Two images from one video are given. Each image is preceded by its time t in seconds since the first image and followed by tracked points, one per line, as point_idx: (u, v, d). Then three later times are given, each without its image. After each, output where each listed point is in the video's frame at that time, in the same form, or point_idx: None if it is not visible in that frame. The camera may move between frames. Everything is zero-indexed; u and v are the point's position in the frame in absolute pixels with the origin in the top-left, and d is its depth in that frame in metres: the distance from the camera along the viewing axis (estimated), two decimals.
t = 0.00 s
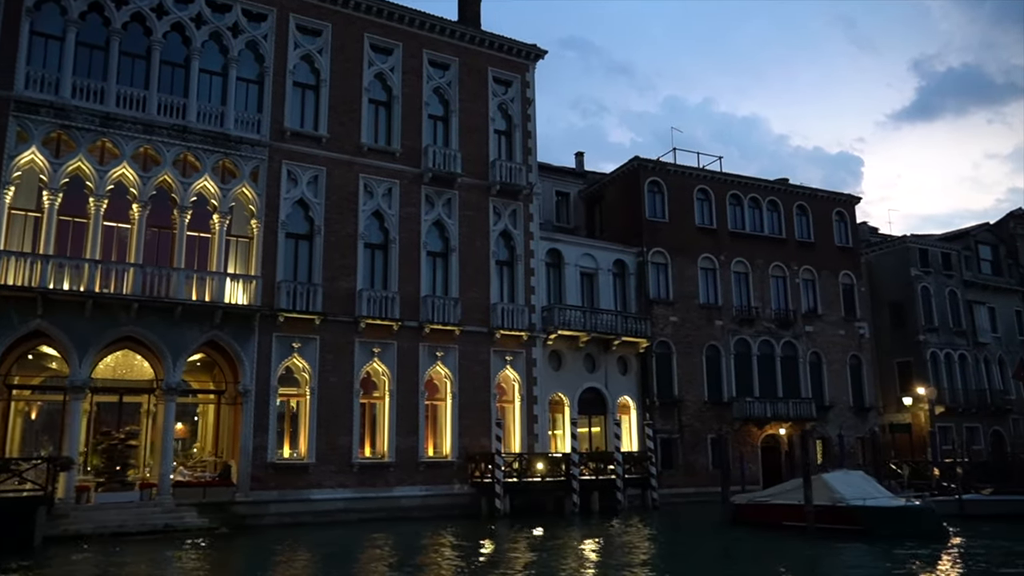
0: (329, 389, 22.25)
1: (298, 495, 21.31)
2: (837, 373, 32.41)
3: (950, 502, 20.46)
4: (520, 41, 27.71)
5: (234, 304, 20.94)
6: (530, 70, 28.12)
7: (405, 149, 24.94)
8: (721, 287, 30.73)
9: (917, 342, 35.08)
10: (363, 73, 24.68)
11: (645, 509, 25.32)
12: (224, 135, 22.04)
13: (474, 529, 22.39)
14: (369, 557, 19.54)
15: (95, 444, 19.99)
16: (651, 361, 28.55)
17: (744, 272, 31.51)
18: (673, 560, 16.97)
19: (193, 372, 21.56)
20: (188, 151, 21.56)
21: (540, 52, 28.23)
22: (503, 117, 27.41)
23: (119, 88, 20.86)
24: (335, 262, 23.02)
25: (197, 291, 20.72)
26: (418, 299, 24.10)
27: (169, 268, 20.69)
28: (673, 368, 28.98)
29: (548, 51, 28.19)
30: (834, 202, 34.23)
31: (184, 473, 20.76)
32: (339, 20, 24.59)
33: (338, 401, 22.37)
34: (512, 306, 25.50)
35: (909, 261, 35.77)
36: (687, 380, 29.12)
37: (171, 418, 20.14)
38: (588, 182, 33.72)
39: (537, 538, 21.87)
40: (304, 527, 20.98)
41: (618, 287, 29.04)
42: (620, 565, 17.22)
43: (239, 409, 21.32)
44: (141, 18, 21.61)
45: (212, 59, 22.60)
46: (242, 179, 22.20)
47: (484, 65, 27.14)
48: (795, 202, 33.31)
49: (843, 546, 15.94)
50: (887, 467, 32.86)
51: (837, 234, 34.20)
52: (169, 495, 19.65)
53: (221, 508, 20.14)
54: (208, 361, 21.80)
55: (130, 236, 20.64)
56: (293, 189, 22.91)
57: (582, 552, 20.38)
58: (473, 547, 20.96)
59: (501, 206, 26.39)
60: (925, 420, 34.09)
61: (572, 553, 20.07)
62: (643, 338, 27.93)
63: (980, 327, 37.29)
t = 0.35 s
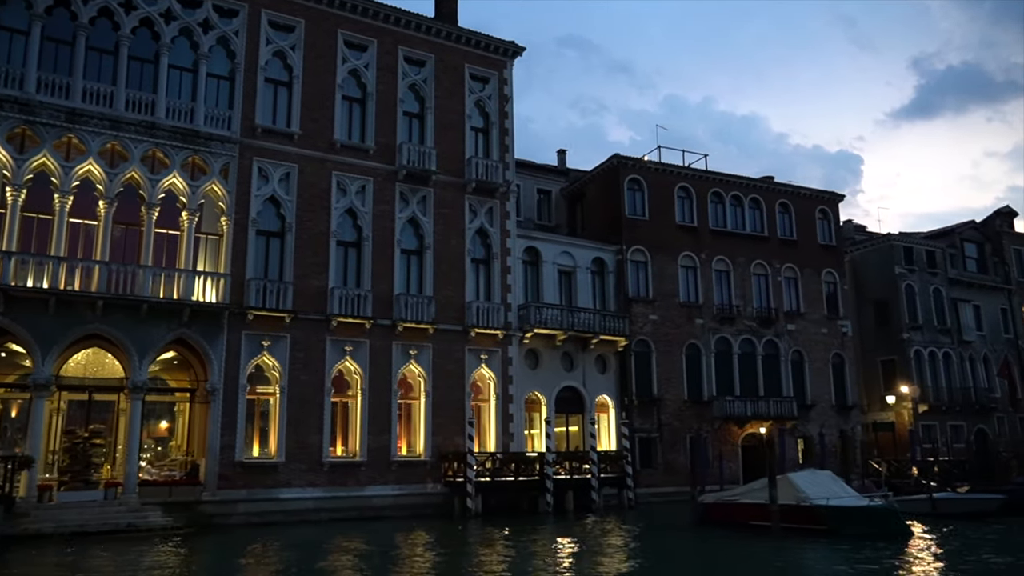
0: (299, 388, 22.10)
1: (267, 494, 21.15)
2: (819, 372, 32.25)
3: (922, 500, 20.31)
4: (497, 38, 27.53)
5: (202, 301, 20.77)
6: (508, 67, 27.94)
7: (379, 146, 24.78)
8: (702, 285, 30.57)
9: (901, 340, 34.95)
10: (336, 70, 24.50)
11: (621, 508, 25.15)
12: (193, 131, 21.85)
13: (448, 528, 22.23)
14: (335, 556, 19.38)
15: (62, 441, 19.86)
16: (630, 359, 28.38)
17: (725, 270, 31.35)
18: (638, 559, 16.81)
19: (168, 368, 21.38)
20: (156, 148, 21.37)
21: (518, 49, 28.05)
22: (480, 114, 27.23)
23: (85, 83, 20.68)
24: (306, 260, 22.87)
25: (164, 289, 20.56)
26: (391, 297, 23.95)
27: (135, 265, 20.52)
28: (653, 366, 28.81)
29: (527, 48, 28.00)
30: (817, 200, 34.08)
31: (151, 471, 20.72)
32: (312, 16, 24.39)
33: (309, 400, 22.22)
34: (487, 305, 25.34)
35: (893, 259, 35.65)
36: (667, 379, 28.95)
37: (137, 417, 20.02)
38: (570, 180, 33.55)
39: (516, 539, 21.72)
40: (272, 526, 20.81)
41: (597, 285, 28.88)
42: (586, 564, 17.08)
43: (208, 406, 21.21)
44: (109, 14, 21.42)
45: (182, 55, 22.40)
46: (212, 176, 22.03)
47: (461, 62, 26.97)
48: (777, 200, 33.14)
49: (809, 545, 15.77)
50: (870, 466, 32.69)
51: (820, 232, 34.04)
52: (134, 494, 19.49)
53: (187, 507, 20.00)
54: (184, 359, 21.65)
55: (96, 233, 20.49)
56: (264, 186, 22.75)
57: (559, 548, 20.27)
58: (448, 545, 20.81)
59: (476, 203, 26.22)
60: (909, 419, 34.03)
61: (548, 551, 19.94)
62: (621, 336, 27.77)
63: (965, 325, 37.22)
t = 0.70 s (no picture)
0: (271, 392, 21.96)
1: (237, 499, 21.00)
2: (805, 376, 32.02)
3: (896, 506, 20.09)
4: (477, 40, 27.42)
5: (171, 304, 20.63)
6: (488, 69, 27.83)
7: (355, 149, 24.65)
8: (685, 288, 30.39)
9: (888, 344, 34.74)
10: (312, 72, 24.38)
11: (599, 513, 24.95)
12: (165, 133, 21.73)
13: (422, 532, 22.09)
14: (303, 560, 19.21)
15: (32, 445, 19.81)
16: (612, 363, 28.18)
17: (708, 273, 31.18)
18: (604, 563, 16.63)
19: (149, 371, 21.25)
20: (127, 150, 21.23)
21: (498, 52, 27.93)
22: (459, 117, 27.10)
23: (55, 85, 20.58)
24: (280, 263, 22.74)
25: (133, 292, 20.41)
26: (367, 301, 23.81)
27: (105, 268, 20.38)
28: (634, 370, 28.62)
29: (507, 50, 27.87)
30: (803, 202, 33.91)
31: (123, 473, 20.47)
32: (288, 19, 24.28)
33: (281, 404, 22.08)
34: (464, 308, 25.19)
35: (880, 262, 35.49)
36: (649, 383, 28.75)
37: (106, 422, 19.84)
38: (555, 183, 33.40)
39: (489, 544, 21.56)
40: (242, 531, 20.64)
41: (578, 289, 28.71)
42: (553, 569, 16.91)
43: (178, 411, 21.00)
44: (80, 15, 21.33)
45: (155, 57, 22.27)
46: (184, 178, 21.89)
47: (439, 64, 26.85)
48: (762, 203, 32.97)
49: (776, 552, 15.57)
50: (856, 471, 32.43)
51: (805, 235, 33.85)
52: (100, 498, 19.37)
53: (155, 511, 19.85)
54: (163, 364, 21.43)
55: (65, 235, 20.37)
56: (238, 189, 22.62)
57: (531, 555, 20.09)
58: (421, 551, 20.65)
59: (455, 206, 26.08)
60: (896, 422, 33.88)
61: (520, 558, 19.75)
62: (601, 340, 27.61)
63: (953, 329, 37.02)
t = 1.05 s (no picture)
0: (246, 400, 21.86)
1: (210, 508, 20.87)
2: (793, 384, 31.76)
3: (875, 515, 19.82)
4: (459, 47, 27.37)
5: (144, 312, 20.55)
6: (470, 76, 27.76)
7: (334, 156, 24.59)
8: (670, 295, 30.21)
9: (879, 351, 34.46)
10: (291, 79, 24.33)
11: (579, 523, 24.74)
12: (141, 141, 21.64)
13: (398, 541, 21.91)
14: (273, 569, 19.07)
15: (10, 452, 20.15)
16: (595, 371, 27.98)
17: (695, 280, 30.99)
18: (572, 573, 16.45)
19: (131, 380, 21.57)
20: (101, 157, 21.16)
21: (481, 58, 27.87)
22: (441, 124, 27.02)
23: (29, 93, 20.53)
24: (256, 271, 22.65)
25: (106, 299, 20.32)
26: (345, 308, 23.71)
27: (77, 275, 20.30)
28: (618, 378, 28.42)
29: (489, 57, 27.80)
30: (791, 209, 33.72)
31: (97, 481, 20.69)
32: (268, 26, 24.22)
33: (256, 412, 21.97)
34: (444, 316, 25.07)
35: (870, 269, 35.26)
36: (633, 391, 28.54)
37: (77, 431, 19.71)
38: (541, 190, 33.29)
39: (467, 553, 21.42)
40: (215, 540, 20.51)
41: (561, 296, 28.58)
42: None
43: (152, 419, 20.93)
44: (56, 23, 21.28)
45: (132, 64, 22.19)
46: (160, 185, 21.81)
47: (421, 71, 26.80)
48: (750, 209, 32.80)
49: (745, 562, 15.33)
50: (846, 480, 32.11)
51: (794, 241, 33.65)
52: (70, 507, 19.20)
53: (127, 521, 19.72)
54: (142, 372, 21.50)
55: (38, 243, 20.32)
56: (214, 196, 22.55)
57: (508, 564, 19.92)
58: (396, 559, 20.50)
59: (435, 213, 25.99)
60: (886, 431, 33.60)
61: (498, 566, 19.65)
62: (584, 348, 27.46)
63: (945, 336, 36.71)
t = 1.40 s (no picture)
0: (223, 407, 21.78)
1: (186, 515, 20.79)
2: (782, 389, 31.51)
3: (854, 524, 19.60)
4: (442, 52, 27.29)
5: (119, 319, 20.49)
6: (454, 81, 27.68)
7: (314, 162, 24.54)
8: (657, 300, 30.02)
9: (870, 356, 34.20)
10: (271, 85, 24.29)
11: (561, 530, 24.55)
12: (117, 147, 21.62)
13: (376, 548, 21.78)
14: None
15: None
16: (580, 376, 27.79)
17: (683, 285, 30.79)
18: None
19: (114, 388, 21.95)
20: (77, 164, 21.15)
21: (464, 63, 27.78)
22: (424, 129, 26.94)
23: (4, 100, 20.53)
24: (234, 277, 22.58)
25: (80, 306, 20.28)
26: (324, 314, 23.64)
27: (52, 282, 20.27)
28: (604, 384, 28.22)
29: (473, 62, 27.72)
30: (781, 213, 33.50)
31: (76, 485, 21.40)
32: (247, 32, 24.19)
33: (233, 419, 21.87)
34: (425, 321, 24.94)
35: (861, 273, 35.01)
36: (619, 397, 28.33)
37: (51, 439, 19.63)
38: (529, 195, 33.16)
39: (443, 560, 21.25)
40: (190, 547, 20.43)
41: (546, 301, 28.42)
42: None
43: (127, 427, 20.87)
44: (32, 31, 21.29)
45: (110, 71, 22.17)
46: (136, 192, 21.77)
47: (403, 76, 26.72)
48: (739, 214, 32.58)
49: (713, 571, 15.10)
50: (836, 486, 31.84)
51: (783, 246, 33.43)
52: (42, 515, 19.03)
53: (99, 529, 19.66)
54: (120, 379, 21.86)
55: (13, 250, 20.31)
56: (192, 202, 22.50)
57: (482, 571, 19.73)
58: (371, 567, 20.36)
59: (417, 218, 25.90)
60: (879, 437, 33.12)
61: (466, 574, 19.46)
62: (569, 353, 27.28)
63: (938, 341, 36.39)
